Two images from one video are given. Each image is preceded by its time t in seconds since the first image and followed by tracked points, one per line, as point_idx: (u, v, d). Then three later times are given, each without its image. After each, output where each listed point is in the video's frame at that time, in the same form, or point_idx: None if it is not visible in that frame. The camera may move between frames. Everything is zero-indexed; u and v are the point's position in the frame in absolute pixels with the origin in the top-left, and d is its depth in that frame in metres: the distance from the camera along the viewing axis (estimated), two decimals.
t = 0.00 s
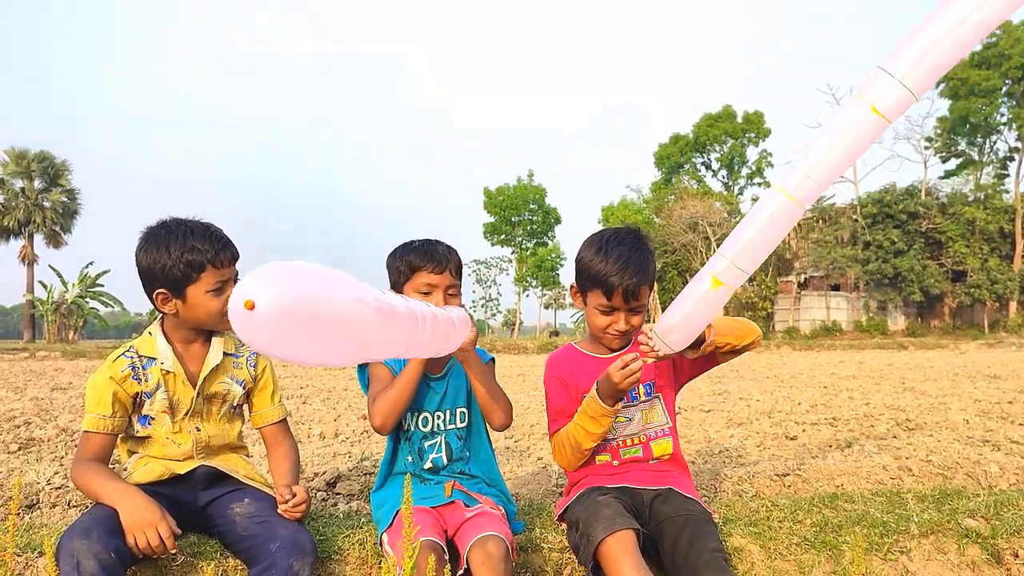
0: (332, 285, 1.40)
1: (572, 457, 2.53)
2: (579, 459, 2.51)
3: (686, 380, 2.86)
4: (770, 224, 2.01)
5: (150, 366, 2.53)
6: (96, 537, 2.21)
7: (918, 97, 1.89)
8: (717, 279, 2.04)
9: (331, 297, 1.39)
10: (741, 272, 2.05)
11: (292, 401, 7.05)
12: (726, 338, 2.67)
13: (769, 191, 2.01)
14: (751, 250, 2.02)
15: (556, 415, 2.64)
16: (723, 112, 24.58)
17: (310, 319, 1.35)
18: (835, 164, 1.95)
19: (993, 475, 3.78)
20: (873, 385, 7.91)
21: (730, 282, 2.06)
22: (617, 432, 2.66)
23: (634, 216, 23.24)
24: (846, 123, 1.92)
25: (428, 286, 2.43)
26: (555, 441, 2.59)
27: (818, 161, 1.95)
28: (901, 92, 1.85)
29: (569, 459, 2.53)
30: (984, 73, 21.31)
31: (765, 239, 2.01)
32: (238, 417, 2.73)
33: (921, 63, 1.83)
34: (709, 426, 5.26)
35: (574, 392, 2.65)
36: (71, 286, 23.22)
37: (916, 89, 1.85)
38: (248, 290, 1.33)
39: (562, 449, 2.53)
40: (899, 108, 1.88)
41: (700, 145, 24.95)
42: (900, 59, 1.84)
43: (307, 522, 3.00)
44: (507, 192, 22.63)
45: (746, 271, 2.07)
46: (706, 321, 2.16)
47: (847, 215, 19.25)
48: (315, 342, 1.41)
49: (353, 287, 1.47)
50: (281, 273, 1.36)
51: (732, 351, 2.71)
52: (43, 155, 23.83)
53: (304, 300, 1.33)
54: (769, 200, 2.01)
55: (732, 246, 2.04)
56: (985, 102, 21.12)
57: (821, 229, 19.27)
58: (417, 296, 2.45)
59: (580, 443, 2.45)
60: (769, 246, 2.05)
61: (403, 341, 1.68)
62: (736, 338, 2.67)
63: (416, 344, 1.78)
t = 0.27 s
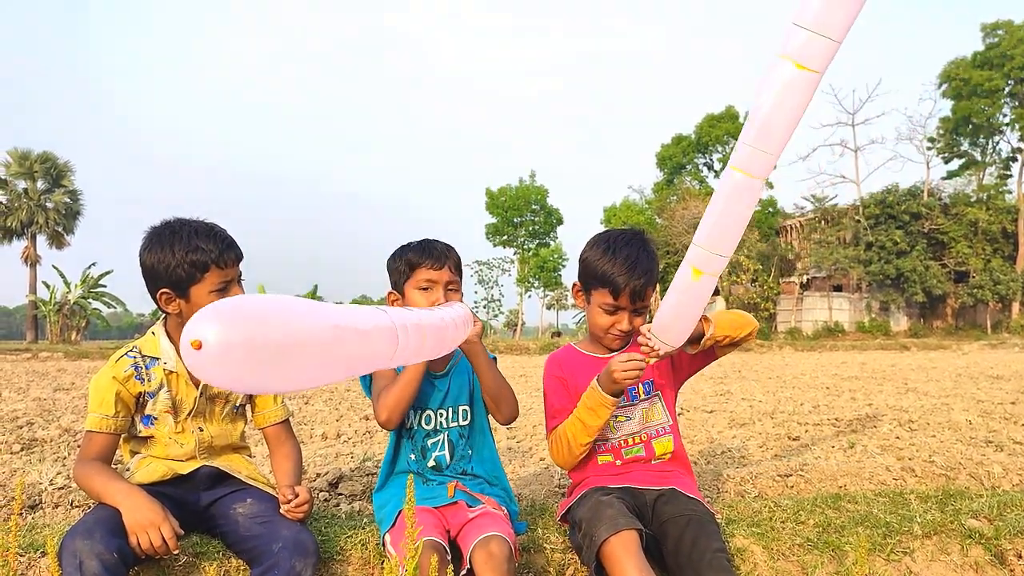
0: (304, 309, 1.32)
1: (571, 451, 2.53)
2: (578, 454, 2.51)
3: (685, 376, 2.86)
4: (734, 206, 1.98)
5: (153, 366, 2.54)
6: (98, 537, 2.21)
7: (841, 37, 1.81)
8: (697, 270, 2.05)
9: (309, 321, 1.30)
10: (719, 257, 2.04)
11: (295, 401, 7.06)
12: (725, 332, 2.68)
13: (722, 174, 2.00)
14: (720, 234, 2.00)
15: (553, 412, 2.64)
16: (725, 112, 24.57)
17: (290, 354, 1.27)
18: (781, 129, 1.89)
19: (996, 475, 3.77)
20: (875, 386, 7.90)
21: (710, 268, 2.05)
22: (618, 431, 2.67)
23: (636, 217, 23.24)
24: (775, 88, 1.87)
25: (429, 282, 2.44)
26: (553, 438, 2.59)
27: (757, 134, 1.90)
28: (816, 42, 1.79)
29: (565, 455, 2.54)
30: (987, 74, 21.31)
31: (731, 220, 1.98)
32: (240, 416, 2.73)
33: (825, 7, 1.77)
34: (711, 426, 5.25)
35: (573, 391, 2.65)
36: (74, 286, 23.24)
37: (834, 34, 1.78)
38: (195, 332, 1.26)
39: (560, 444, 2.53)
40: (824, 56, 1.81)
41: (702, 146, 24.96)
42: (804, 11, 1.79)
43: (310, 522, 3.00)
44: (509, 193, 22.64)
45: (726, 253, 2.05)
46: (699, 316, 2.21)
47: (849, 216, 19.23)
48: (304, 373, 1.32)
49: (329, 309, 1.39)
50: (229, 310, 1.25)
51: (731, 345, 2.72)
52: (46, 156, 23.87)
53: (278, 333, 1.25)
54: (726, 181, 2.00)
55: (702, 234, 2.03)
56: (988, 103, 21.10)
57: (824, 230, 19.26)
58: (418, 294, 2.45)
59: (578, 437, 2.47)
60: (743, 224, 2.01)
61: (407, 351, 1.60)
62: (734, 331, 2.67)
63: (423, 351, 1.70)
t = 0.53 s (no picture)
0: (296, 281, 1.30)
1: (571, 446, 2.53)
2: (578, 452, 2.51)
3: (688, 378, 2.86)
4: (734, 208, 1.95)
5: (157, 366, 2.54)
6: (102, 538, 2.21)
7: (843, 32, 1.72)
8: (698, 271, 2.05)
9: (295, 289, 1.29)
10: (721, 257, 2.02)
11: (298, 401, 7.06)
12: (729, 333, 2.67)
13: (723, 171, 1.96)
14: (721, 235, 1.99)
15: (554, 410, 2.64)
16: (728, 113, 24.57)
17: (276, 320, 1.25)
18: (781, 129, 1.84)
19: (999, 477, 3.77)
20: (879, 387, 7.89)
21: (713, 269, 2.04)
22: (620, 432, 2.67)
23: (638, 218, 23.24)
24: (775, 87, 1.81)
25: (427, 281, 2.45)
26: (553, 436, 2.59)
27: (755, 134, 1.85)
28: (814, 42, 1.71)
29: (565, 452, 2.54)
30: (990, 75, 21.30)
31: (731, 223, 1.95)
32: (243, 417, 2.73)
33: (825, 4, 1.68)
34: (714, 427, 5.25)
35: (576, 391, 2.65)
36: (77, 287, 23.26)
37: (834, 31, 1.70)
38: (175, 285, 1.21)
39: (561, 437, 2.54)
40: (825, 54, 1.73)
41: (705, 147, 24.96)
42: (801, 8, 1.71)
43: (313, 523, 3.01)
44: (511, 194, 22.66)
45: (729, 253, 2.03)
46: (702, 315, 2.20)
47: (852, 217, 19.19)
48: (285, 343, 1.30)
49: (319, 282, 1.37)
50: (215, 273, 1.22)
51: (733, 346, 2.72)
52: (49, 157, 23.90)
53: (263, 298, 1.22)
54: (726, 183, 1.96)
55: (704, 235, 2.01)
56: (991, 104, 21.07)
57: (826, 231, 19.23)
58: (418, 293, 2.46)
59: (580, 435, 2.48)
60: (745, 225, 1.98)
61: (393, 335, 1.58)
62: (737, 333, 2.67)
63: (412, 339, 1.67)
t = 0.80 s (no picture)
0: (286, 285, 1.37)
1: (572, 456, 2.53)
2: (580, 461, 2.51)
3: (692, 380, 2.86)
4: (742, 208, 1.96)
5: (160, 367, 2.54)
6: (104, 539, 2.21)
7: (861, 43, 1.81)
8: (703, 270, 2.05)
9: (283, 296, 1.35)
10: (726, 258, 2.03)
11: (301, 403, 7.07)
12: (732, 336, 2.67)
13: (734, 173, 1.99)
14: (727, 235, 2.00)
15: (557, 414, 2.64)
16: (731, 114, 24.57)
17: (267, 322, 1.31)
18: (795, 131, 1.88)
19: (1003, 479, 3.76)
20: (882, 389, 7.87)
21: (718, 269, 2.05)
22: (623, 434, 2.66)
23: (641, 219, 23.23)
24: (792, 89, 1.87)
25: (426, 279, 2.44)
26: (556, 440, 2.59)
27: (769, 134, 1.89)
28: (836, 47, 1.78)
29: (566, 458, 2.54)
30: (993, 76, 21.28)
31: (739, 222, 1.97)
32: (246, 419, 2.73)
33: (849, 14, 1.76)
34: (717, 429, 5.25)
35: (579, 395, 2.65)
36: (80, 288, 23.28)
37: (855, 38, 1.78)
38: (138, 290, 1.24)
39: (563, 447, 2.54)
40: (843, 61, 1.81)
41: (707, 148, 24.96)
42: (826, 14, 1.78)
43: (315, 524, 3.00)
44: (513, 195, 22.66)
45: (735, 255, 2.05)
46: (705, 316, 2.21)
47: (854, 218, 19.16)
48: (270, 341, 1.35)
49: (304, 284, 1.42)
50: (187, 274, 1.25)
51: (737, 349, 2.71)
52: (53, 158, 23.95)
53: (255, 301, 1.28)
54: (736, 183, 1.99)
55: (709, 235, 2.02)
56: (995, 105, 21.04)
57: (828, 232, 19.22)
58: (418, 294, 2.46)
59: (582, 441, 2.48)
60: (752, 227, 2.00)
61: (380, 331, 1.62)
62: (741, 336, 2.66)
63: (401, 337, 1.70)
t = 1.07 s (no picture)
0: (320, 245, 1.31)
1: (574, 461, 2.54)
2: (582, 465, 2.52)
3: (694, 381, 2.85)
4: (745, 215, 1.93)
5: (163, 366, 2.53)
6: (107, 539, 2.21)
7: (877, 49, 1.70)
8: (705, 273, 2.05)
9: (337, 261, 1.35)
10: (729, 263, 2.02)
11: (303, 403, 7.08)
12: (735, 336, 2.67)
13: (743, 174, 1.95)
14: (731, 241, 1.98)
15: (559, 419, 2.64)
16: (734, 116, 24.57)
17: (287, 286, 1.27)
18: (803, 140, 1.82)
19: (1005, 480, 3.76)
20: (884, 390, 7.86)
21: (721, 273, 2.04)
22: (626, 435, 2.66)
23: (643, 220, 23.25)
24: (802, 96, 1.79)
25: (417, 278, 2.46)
26: (559, 445, 2.59)
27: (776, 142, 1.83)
28: (849, 55, 1.70)
29: (568, 461, 2.54)
30: (996, 77, 21.31)
31: (742, 229, 1.94)
32: (249, 419, 2.73)
33: (863, 18, 1.66)
34: (719, 430, 5.24)
35: (581, 397, 2.65)
36: (82, 289, 23.31)
37: (870, 45, 1.68)
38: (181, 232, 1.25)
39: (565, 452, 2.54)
40: (856, 69, 1.72)
41: (710, 149, 24.98)
42: (841, 18, 1.69)
43: (317, 524, 3.01)
44: (515, 196, 22.65)
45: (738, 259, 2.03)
46: (707, 317, 2.20)
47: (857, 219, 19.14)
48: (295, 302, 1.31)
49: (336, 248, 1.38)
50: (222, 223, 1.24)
51: (740, 350, 2.71)
52: (56, 159, 24.01)
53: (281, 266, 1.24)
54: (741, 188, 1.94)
55: (714, 239, 2.01)
56: (997, 106, 21.06)
57: (831, 233, 19.21)
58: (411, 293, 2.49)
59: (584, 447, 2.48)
60: (757, 232, 1.98)
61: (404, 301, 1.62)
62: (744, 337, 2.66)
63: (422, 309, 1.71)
